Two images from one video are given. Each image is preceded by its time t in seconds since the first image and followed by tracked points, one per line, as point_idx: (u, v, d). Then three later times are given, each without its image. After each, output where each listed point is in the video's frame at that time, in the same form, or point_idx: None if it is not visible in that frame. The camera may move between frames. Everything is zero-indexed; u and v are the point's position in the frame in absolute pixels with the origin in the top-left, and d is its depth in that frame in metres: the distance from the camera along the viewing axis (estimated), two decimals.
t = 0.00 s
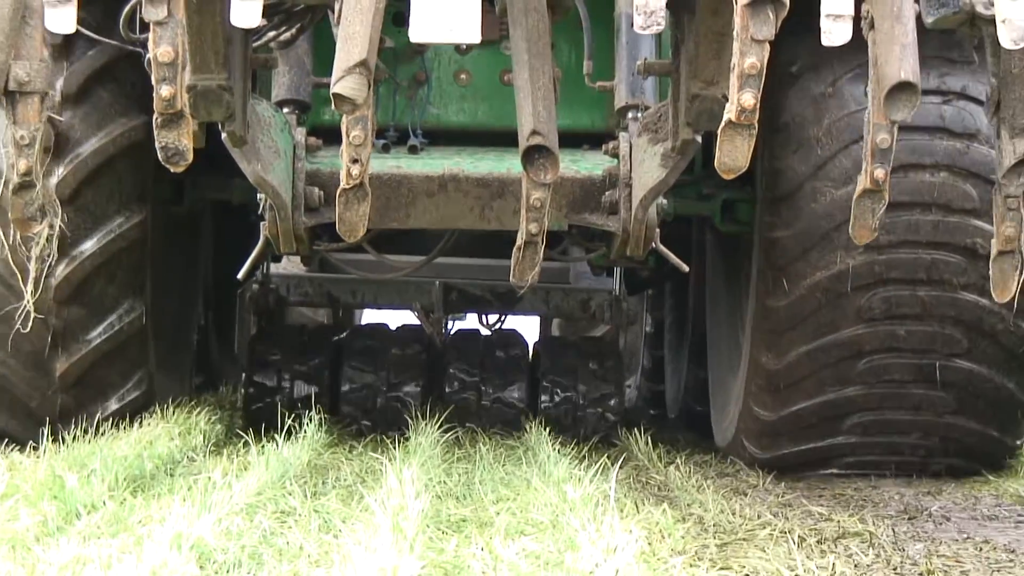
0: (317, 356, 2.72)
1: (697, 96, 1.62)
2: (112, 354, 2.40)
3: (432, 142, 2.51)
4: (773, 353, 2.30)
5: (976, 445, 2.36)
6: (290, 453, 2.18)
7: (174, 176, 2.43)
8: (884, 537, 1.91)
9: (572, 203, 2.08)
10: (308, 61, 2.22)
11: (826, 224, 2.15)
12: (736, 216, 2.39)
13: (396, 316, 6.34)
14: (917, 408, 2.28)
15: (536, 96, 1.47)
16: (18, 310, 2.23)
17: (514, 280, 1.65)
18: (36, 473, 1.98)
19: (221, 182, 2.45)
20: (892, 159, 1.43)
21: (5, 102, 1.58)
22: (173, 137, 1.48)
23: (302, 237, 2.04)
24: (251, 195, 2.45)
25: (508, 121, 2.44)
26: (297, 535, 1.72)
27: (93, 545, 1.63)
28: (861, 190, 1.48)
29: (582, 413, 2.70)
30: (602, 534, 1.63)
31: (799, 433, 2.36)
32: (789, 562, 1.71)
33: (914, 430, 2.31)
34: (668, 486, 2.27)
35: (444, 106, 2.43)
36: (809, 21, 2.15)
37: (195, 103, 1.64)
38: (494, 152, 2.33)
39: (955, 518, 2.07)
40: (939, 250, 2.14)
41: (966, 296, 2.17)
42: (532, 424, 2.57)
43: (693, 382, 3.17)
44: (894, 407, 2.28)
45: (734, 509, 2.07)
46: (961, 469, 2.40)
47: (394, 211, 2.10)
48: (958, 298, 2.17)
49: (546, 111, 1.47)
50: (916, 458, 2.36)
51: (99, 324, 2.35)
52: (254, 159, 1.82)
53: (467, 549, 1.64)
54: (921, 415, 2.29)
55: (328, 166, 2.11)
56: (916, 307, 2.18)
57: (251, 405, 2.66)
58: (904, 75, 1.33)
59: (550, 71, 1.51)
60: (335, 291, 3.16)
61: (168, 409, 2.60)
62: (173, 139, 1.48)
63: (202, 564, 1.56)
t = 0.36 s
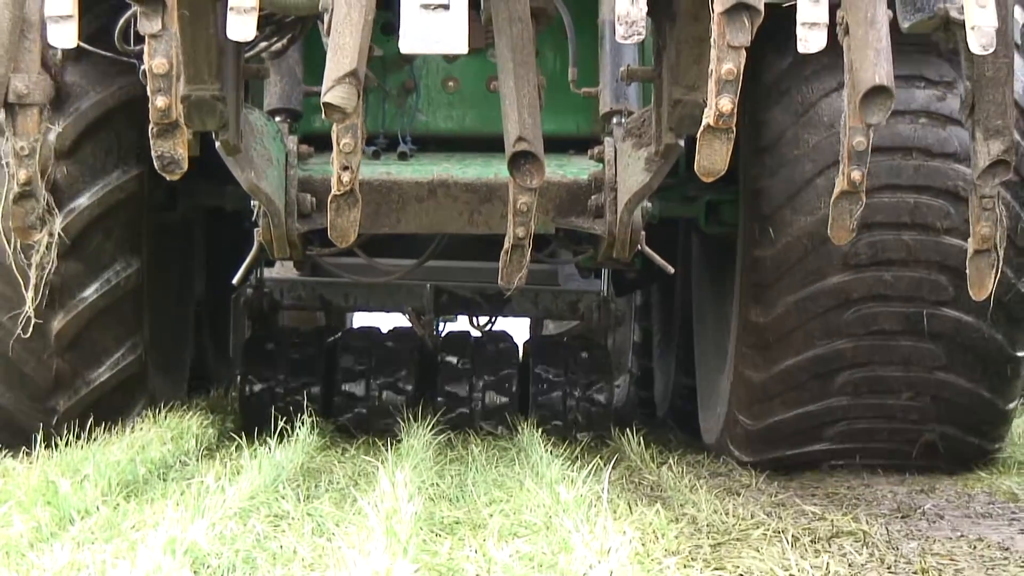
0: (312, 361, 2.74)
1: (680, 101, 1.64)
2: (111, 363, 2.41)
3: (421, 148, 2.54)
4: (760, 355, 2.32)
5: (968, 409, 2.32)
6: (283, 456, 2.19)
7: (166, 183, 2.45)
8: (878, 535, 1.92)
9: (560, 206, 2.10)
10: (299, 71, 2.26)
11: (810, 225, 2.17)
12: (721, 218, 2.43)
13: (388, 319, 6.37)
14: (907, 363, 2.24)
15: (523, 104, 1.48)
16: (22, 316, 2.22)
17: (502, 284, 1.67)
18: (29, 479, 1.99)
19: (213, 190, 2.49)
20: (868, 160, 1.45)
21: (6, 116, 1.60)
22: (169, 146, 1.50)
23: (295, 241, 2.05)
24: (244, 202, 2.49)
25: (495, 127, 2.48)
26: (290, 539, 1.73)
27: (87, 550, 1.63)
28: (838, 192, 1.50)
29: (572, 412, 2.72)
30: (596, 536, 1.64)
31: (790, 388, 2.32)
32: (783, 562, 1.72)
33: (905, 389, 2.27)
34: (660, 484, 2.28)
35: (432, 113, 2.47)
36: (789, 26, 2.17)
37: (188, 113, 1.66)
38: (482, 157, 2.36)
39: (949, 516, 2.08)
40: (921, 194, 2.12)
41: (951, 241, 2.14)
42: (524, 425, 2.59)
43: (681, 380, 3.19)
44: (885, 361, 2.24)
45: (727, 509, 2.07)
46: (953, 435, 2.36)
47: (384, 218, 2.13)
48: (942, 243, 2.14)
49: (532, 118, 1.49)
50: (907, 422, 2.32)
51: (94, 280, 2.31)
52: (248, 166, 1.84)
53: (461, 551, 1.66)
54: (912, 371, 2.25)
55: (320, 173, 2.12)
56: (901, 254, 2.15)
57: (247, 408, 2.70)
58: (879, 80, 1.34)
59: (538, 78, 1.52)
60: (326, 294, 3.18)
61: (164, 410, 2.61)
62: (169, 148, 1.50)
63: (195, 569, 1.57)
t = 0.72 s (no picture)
0: (314, 373, 2.75)
1: (674, 114, 1.67)
2: (116, 345, 2.41)
3: (422, 161, 2.56)
4: (756, 364, 2.35)
5: (968, 383, 2.30)
6: (284, 466, 2.20)
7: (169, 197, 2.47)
8: (880, 542, 1.93)
9: (557, 217, 2.14)
10: (302, 85, 2.29)
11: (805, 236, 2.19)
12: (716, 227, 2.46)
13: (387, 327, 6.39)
14: (903, 320, 2.23)
15: (521, 116, 1.52)
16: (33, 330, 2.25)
17: (503, 292, 1.69)
18: (30, 491, 1.99)
19: (218, 203, 2.53)
20: (856, 170, 1.48)
21: (18, 133, 1.60)
22: (178, 161, 1.52)
23: (299, 253, 2.08)
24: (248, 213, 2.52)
25: (494, 139, 2.50)
26: (292, 549, 1.74)
27: (89, 561, 1.64)
28: (829, 201, 1.52)
29: (572, 420, 2.74)
30: (599, 544, 1.65)
31: (788, 351, 2.29)
32: (784, 568, 1.73)
33: (903, 350, 2.24)
34: (661, 492, 2.28)
35: (432, 125, 2.49)
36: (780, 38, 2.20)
37: (196, 130, 1.71)
38: (482, 170, 2.38)
39: (951, 521, 2.10)
40: (910, 147, 2.14)
41: (942, 193, 2.15)
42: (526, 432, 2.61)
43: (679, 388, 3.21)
44: (881, 318, 2.23)
45: (729, 516, 2.08)
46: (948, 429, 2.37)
47: (386, 229, 2.15)
48: (933, 194, 2.15)
49: (530, 131, 1.52)
50: (905, 386, 2.29)
51: (99, 242, 2.30)
52: (253, 179, 1.87)
53: (463, 561, 1.67)
54: (909, 329, 2.23)
55: (323, 185, 2.15)
56: (893, 207, 2.15)
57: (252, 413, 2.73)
58: (868, 92, 1.38)
59: (533, 90, 1.55)
60: (330, 304, 3.16)
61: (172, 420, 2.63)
62: (178, 164, 1.52)
63: None
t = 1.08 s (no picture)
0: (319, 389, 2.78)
1: (670, 132, 1.70)
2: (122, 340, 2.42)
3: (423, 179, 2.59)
4: (751, 378, 2.38)
5: (958, 394, 2.34)
6: (287, 482, 2.20)
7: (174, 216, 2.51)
8: (884, 554, 1.93)
9: (555, 233, 2.16)
10: (305, 105, 2.30)
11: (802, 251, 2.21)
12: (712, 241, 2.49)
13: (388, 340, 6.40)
14: (901, 282, 2.21)
15: (520, 135, 1.55)
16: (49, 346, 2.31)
17: (502, 309, 1.72)
18: (34, 507, 2.00)
19: (224, 222, 2.56)
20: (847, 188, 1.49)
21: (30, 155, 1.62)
22: (187, 182, 1.54)
23: (303, 271, 2.12)
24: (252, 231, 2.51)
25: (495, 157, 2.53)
26: (295, 565, 1.75)
27: None
28: (822, 218, 1.53)
29: (572, 435, 2.74)
30: (603, 558, 1.65)
31: (787, 315, 2.28)
32: None
33: (900, 313, 2.23)
34: (664, 505, 2.29)
35: (433, 144, 2.51)
36: (770, 58, 2.23)
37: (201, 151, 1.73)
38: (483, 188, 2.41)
39: (954, 533, 2.10)
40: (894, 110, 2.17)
41: (930, 155, 2.17)
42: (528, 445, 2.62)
43: (678, 400, 3.22)
44: (878, 280, 2.21)
45: (733, 529, 2.08)
46: (943, 414, 2.37)
47: (388, 245, 2.18)
48: (924, 157, 2.17)
49: (528, 151, 1.55)
50: (905, 352, 2.27)
51: (108, 209, 2.32)
52: (257, 198, 1.89)
53: None
54: (901, 332, 2.24)
55: (327, 204, 2.18)
56: (885, 167, 2.16)
57: (257, 427, 2.74)
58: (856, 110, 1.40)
59: (532, 111, 1.59)
60: (333, 319, 3.18)
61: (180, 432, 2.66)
62: (186, 184, 1.54)
63: None
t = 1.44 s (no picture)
0: (323, 401, 2.80)
1: (666, 149, 1.75)
2: (132, 365, 2.45)
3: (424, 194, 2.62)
4: (748, 393, 2.41)
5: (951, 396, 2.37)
6: (289, 495, 2.21)
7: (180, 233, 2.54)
8: (886, 566, 1.94)
9: (556, 248, 2.18)
10: (309, 122, 2.32)
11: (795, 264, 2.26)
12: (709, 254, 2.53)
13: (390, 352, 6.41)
14: (896, 243, 2.23)
15: (518, 152, 1.63)
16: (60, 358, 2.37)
17: (502, 322, 1.78)
18: (38, 520, 2.00)
19: (229, 236, 2.59)
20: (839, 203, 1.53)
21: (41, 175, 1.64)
22: (195, 201, 1.59)
23: (307, 285, 2.15)
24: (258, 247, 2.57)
25: (496, 172, 2.55)
26: None
27: None
28: (813, 232, 1.56)
29: (571, 446, 2.77)
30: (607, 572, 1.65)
31: (784, 278, 2.28)
32: None
33: (896, 273, 2.24)
34: (668, 516, 2.28)
35: (434, 160, 2.54)
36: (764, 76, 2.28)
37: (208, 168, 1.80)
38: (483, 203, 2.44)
39: (956, 545, 2.11)
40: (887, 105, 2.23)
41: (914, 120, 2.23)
42: (530, 457, 2.63)
43: (677, 412, 3.23)
44: (873, 242, 2.22)
45: (736, 541, 2.08)
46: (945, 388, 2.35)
47: (391, 260, 2.23)
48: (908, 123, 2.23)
49: (527, 169, 1.63)
50: (903, 315, 2.27)
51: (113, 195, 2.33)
52: (263, 216, 1.94)
53: None
54: (892, 336, 2.28)
55: (332, 219, 2.21)
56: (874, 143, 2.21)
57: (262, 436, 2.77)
58: (846, 127, 1.47)
59: (531, 128, 1.67)
60: (337, 332, 3.15)
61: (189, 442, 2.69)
62: (194, 203, 1.59)
63: None
